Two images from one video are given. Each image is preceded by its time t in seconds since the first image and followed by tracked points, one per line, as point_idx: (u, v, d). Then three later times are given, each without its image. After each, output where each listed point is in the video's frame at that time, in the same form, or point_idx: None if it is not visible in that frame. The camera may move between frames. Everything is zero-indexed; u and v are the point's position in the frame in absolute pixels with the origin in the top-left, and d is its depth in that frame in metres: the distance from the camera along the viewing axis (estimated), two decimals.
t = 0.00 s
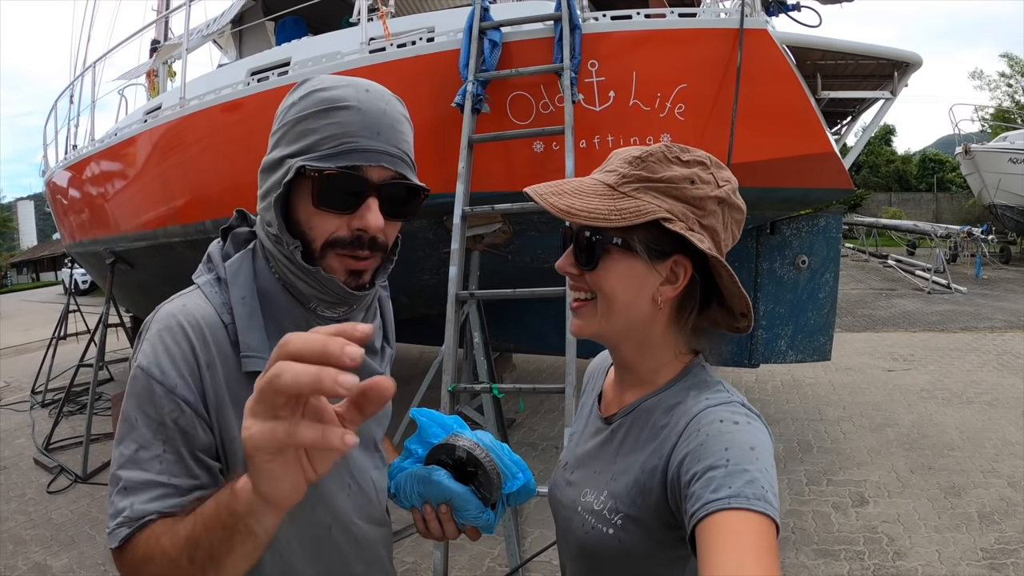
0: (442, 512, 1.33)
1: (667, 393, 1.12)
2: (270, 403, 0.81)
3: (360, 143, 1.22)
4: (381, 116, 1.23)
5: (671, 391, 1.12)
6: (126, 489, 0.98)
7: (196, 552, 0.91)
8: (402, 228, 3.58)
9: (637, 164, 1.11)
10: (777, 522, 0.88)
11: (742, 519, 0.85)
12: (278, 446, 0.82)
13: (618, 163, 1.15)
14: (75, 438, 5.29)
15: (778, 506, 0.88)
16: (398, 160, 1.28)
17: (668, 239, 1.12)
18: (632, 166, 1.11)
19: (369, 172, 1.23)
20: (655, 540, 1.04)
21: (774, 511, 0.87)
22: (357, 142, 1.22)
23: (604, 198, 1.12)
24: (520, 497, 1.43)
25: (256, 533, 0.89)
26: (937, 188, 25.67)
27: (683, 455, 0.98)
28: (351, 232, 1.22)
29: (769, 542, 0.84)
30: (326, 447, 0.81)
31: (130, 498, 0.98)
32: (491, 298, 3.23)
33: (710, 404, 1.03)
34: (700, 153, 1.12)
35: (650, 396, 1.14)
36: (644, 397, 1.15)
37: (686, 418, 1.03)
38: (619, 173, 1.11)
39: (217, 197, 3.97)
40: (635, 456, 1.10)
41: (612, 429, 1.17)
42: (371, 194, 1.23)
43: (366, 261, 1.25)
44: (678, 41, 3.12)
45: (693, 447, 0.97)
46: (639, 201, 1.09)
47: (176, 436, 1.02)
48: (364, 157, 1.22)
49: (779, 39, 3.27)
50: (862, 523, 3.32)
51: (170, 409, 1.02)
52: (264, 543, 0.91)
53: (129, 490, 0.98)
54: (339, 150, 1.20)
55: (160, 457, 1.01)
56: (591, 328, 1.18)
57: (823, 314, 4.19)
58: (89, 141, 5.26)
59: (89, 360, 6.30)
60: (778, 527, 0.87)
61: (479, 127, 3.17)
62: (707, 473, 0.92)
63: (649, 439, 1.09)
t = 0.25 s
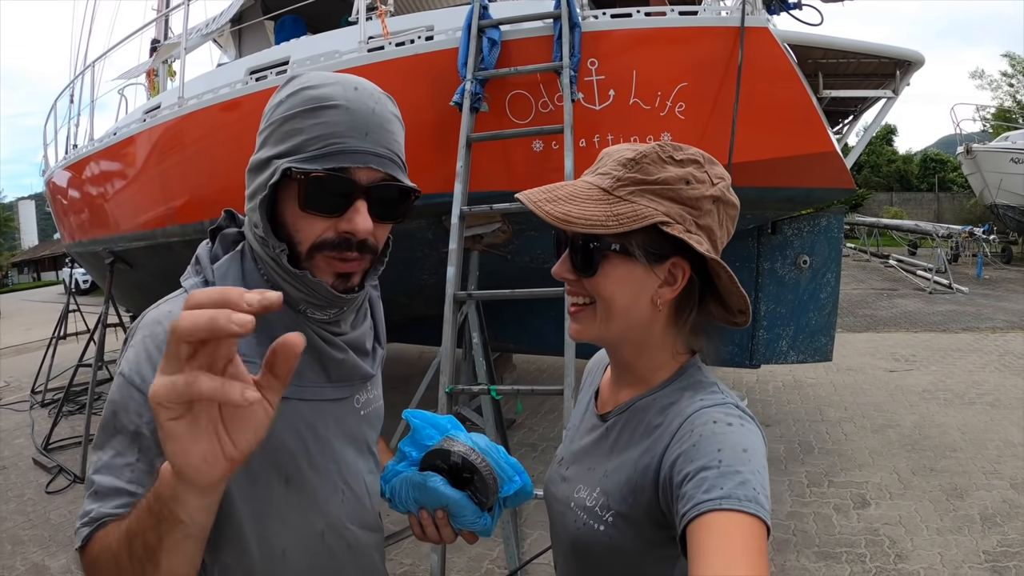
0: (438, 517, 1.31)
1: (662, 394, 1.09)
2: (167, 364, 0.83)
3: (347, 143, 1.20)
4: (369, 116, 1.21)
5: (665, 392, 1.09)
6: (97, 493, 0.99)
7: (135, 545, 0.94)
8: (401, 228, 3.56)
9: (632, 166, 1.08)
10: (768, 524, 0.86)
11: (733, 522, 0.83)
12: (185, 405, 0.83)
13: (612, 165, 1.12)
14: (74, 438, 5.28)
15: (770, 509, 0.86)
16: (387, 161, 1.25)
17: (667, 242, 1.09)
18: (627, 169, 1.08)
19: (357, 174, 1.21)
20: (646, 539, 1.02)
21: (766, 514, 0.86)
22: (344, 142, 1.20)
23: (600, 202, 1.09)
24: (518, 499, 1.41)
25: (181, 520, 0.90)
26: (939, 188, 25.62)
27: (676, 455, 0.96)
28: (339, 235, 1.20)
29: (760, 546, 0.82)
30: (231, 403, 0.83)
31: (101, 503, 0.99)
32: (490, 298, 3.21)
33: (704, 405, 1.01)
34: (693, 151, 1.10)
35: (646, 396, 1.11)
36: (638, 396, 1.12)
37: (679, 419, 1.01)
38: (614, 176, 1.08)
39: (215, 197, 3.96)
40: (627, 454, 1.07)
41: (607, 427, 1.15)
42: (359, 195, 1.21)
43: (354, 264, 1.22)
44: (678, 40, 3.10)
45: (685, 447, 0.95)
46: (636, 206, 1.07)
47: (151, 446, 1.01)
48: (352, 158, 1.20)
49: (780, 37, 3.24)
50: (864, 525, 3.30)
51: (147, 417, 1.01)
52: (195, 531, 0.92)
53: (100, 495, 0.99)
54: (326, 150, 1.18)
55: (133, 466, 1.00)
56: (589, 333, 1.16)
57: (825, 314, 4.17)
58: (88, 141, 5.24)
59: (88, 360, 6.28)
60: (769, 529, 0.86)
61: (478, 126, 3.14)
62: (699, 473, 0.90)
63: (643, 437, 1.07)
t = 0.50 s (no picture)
0: (424, 527, 1.28)
1: (645, 398, 1.05)
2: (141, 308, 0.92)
3: (318, 137, 1.15)
4: (342, 109, 1.17)
5: (648, 396, 1.05)
6: (58, 500, 0.94)
7: (97, 540, 0.90)
8: (397, 227, 3.52)
9: (626, 169, 1.04)
10: (751, 532, 0.83)
11: (714, 531, 0.79)
12: (155, 337, 0.88)
13: (604, 168, 1.07)
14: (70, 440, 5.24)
15: (754, 516, 0.83)
16: (363, 156, 1.20)
17: (661, 247, 1.05)
18: (621, 172, 1.04)
19: (330, 171, 1.17)
20: (631, 543, 0.98)
21: (749, 522, 0.82)
22: (316, 137, 1.15)
23: (595, 206, 1.05)
24: (506, 507, 1.36)
25: (150, 501, 0.88)
26: (940, 187, 25.56)
27: (658, 460, 0.92)
28: (311, 234, 1.16)
29: (742, 554, 0.79)
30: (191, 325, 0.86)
31: (60, 509, 0.94)
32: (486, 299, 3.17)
33: (687, 410, 0.97)
34: (685, 155, 1.06)
35: (629, 399, 1.07)
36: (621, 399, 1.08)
37: (661, 424, 0.97)
38: (609, 179, 1.04)
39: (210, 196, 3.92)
40: (611, 457, 1.03)
41: (591, 429, 1.11)
42: (331, 194, 1.16)
43: (327, 264, 1.18)
44: (676, 36, 3.05)
45: (667, 454, 0.91)
46: (630, 210, 1.03)
47: (117, 453, 0.96)
48: (323, 154, 1.16)
49: (781, 34, 3.19)
50: (865, 529, 3.26)
51: (111, 424, 0.96)
52: (163, 514, 0.89)
53: (60, 501, 0.94)
54: (295, 145, 1.14)
55: (97, 472, 0.96)
56: (574, 338, 1.12)
57: (826, 315, 4.12)
58: (84, 141, 5.21)
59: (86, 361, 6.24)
60: (752, 537, 0.82)
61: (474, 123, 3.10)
62: (681, 480, 0.86)
63: (626, 440, 1.02)
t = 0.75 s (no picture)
0: (413, 521, 1.29)
1: (642, 389, 1.06)
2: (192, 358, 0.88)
3: (327, 136, 1.16)
4: (350, 108, 1.18)
5: (645, 388, 1.06)
6: (61, 492, 0.94)
7: (109, 559, 0.88)
8: (397, 225, 3.53)
9: (639, 160, 1.06)
10: (750, 526, 0.83)
11: (715, 525, 0.80)
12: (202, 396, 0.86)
13: (614, 159, 1.08)
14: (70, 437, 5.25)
15: (753, 511, 0.83)
16: (368, 154, 1.21)
17: (673, 237, 1.10)
18: (634, 163, 1.06)
19: (337, 167, 1.18)
20: (627, 535, 0.99)
21: (748, 516, 0.83)
22: (324, 135, 1.16)
23: (621, 194, 1.05)
24: (495, 502, 1.38)
25: (172, 542, 0.86)
26: (941, 188, 25.54)
27: (658, 452, 0.92)
28: (319, 229, 1.16)
29: (741, 547, 0.80)
30: (241, 396, 0.84)
31: (62, 501, 0.94)
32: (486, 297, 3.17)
33: (688, 402, 0.97)
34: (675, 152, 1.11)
35: (627, 391, 1.07)
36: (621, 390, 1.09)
37: (661, 416, 0.97)
38: (626, 169, 1.05)
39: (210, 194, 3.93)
40: (608, 449, 1.04)
41: (586, 421, 1.11)
42: (338, 190, 1.17)
43: (333, 258, 1.18)
44: (675, 36, 3.05)
45: (668, 445, 0.91)
46: (652, 199, 1.05)
47: (123, 447, 0.97)
48: (331, 151, 1.17)
49: (780, 33, 3.20)
50: (863, 528, 3.26)
51: (118, 418, 0.97)
52: (182, 555, 0.88)
53: (64, 493, 0.94)
54: (304, 143, 1.15)
55: (101, 465, 0.96)
56: (596, 332, 1.09)
57: (825, 314, 4.13)
58: (85, 139, 5.22)
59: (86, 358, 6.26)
60: (751, 532, 0.83)
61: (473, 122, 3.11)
62: (681, 472, 0.87)
63: (624, 433, 1.03)
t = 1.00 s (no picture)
0: (415, 515, 1.32)
1: (647, 390, 1.08)
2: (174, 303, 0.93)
3: (341, 135, 1.19)
4: (364, 109, 1.21)
5: (650, 389, 1.08)
6: (80, 483, 0.97)
7: (131, 512, 0.91)
8: (398, 225, 3.55)
9: (649, 165, 1.09)
10: (760, 526, 0.86)
11: (725, 525, 0.83)
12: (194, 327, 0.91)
13: (625, 163, 1.10)
14: (72, 434, 5.27)
15: (762, 511, 0.86)
16: (380, 153, 1.25)
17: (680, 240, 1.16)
18: (644, 168, 1.09)
19: (350, 165, 1.21)
20: (638, 541, 1.01)
21: (757, 516, 0.85)
22: (339, 135, 1.19)
23: (638, 199, 1.07)
24: (494, 495, 1.41)
25: (189, 470, 0.90)
26: (942, 189, 25.53)
27: (666, 455, 0.95)
28: (332, 226, 1.19)
29: (751, 547, 0.82)
30: (229, 313, 0.92)
31: (81, 491, 0.96)
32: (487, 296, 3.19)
33: (694, 404, 1.00)
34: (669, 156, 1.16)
35: (630, 394, 1.09)
36: (625, 392, 1.11)
37: (669, 419, 1.00)
38: (638, 174, 1.08)
39: (213, 193, 3.95)
40: (615, 456, 1.06)
41: (588, 428, 1.14)
42: (351, 186, 1.19)
43: (346, 254, 1.21)
44: (676, 37, 3.07)
45: (676, 448, 0.94)
46: (665, 202, 1.09)
47: (140, 441, 0.99)
48: (345, 150, 1.19)
49: (779, 35, 3.22)
50: (861, 527, 3.28)
51: (137, 412, 0.99)
52: (201, 482, 0.91)
53: (82, 484, 0.96)
54: (319, 141, 1.17)
55: (119, 459, 0.98)
56: (614, 337, 1.11)
57: (824, 314, 4.15)
58: (88, 138, 5.24)
59: (88, 357, 6.29)
60: (761, 531, 0.85)
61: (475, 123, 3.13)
62: (690, 474, 0.89)
63: (630, 438, 1.05)
